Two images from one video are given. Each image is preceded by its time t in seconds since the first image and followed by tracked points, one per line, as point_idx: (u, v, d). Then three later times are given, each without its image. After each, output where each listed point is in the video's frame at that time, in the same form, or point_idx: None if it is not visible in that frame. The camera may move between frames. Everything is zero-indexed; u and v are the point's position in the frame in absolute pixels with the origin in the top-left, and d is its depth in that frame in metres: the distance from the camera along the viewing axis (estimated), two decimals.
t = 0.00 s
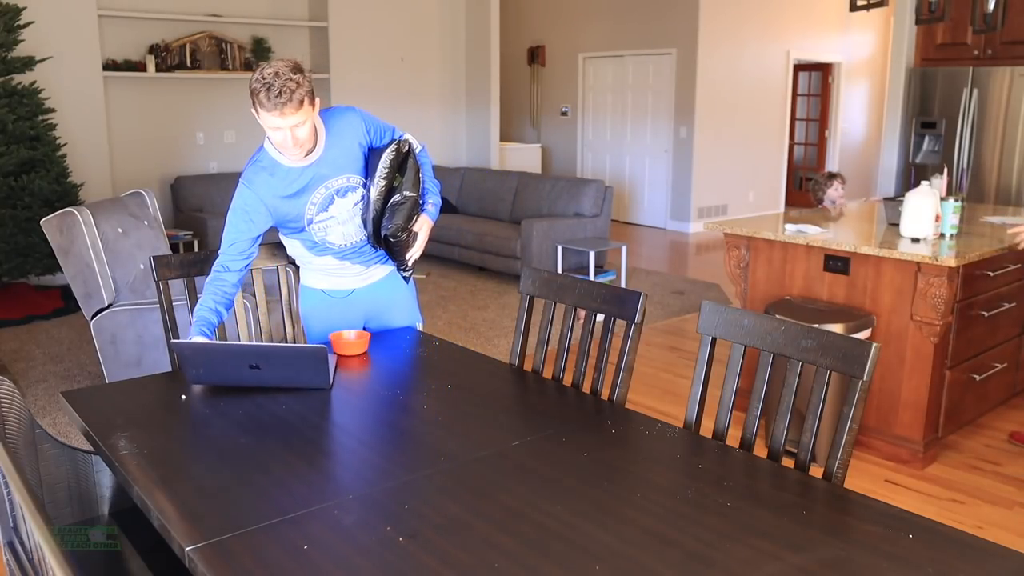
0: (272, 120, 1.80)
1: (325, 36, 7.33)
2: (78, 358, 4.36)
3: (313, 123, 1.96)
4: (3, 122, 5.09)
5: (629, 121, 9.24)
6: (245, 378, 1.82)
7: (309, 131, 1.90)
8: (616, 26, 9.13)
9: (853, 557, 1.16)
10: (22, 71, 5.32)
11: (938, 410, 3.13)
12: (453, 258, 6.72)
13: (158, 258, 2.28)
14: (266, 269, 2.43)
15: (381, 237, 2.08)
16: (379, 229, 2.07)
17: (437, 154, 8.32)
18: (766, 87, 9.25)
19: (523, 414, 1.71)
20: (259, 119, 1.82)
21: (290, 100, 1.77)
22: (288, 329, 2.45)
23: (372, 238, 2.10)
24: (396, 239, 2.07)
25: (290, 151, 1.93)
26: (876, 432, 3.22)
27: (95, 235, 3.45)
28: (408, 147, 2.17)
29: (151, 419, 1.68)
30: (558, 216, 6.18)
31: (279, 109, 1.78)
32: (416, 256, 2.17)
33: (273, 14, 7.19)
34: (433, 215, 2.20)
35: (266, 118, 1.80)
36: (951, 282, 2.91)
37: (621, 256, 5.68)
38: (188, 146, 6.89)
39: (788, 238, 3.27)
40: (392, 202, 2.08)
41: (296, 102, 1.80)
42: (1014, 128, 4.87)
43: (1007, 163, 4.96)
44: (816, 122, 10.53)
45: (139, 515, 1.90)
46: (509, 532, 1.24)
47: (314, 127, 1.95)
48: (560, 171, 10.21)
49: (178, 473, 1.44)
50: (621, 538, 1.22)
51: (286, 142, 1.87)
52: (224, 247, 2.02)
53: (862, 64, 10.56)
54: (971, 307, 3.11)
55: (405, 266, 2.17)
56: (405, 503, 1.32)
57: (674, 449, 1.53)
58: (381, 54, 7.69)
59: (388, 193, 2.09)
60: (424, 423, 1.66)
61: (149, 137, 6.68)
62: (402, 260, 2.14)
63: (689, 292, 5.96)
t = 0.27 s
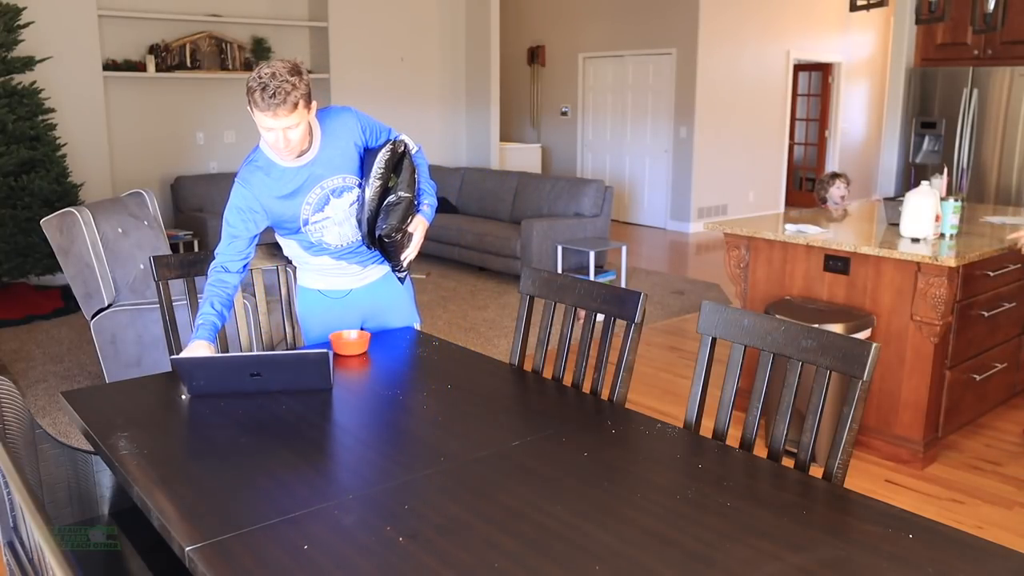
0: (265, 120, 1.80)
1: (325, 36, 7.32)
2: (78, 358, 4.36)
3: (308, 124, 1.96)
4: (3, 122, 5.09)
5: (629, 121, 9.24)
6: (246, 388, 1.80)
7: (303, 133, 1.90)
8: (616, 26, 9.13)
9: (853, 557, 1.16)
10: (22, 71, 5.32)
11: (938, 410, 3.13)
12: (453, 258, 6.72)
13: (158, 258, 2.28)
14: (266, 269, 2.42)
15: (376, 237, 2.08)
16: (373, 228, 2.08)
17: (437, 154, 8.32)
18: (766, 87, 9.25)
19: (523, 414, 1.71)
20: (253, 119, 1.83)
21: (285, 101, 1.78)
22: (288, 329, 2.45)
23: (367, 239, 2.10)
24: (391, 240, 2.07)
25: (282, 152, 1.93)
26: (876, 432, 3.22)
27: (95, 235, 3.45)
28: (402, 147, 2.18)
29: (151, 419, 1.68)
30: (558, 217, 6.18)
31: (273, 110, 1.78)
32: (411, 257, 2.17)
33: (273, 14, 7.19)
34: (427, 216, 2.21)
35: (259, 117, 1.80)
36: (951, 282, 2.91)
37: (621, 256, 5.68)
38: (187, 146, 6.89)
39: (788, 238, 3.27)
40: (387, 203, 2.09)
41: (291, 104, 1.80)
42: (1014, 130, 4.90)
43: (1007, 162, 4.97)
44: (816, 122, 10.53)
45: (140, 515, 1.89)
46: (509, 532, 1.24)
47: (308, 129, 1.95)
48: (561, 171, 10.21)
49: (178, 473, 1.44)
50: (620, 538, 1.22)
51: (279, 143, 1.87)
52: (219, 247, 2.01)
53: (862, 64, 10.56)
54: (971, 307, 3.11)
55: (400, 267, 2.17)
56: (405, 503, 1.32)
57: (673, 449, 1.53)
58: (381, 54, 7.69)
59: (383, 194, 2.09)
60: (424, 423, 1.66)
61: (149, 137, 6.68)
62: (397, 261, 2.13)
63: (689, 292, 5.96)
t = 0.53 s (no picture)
0: (263, 120, 1.80)
1: (325, 36, 7.32)
2: (78, 358, 4.36)
3: (306, 125, 1.96)
4: (3, 122, 5.09)
5: (629, 121, 9.24)
6: (246, 386, 1.80)
7: (301, 135, 1.90)
8: (617, 26, 9.13)
9: (853, 557, 1.16)
10: (22, 71, 5.32)
11: (938, 410, 3.13)
12: (453, 258, 6.72)
13: (158, 258, 2.28)
14: (267, 269, 2.42)
15: (370, 239, 2.09)
16: (368, 230, 2.08)
17: (437, 154, 8.33)
18: (766, 87, 9.25)
19: (523, 414, 1.71)
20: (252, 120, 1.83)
21: (283, 103, 1.78)
22: (288, 329, 2.45)
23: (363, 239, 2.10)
24: (386, 241, 2.08)
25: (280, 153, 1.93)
26: (876, 432, 3.22)
27: (95, 235, 3.45)
28: (400, 148, 2.17)
29: (151, 419, 1.68)
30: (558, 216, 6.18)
31: (271, 111, 1.78)
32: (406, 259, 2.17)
33: (273, 14, 7.19)
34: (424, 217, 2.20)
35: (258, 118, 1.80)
36: (950, 282, 2.91)
37: (621, 256, 5.68)
38: (187, 146, 6.89)
39: (788, 238, 3.27)
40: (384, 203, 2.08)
41: (290, 106, 1.80)
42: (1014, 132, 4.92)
43: (1007, 162, 4.98)
44: (816, 122, 10.53)
45: (140, 515, 1.90)
46: (509, 532, 1.24)
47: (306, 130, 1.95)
48: (561, 171, 10.21)
49: (179, 472, 1.44)
50: (620, 538, 1.22)
51: (276, 144, 1.87)
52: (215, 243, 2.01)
53: (862, 64, 10.56)
54: (971, 307, 3.11)
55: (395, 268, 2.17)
56: (405, 503, 1.32)
57: (673, 449, 1.53)
58: (381, 54, 7.69)
59: (379, 195, 2.09)
60: (424, 423, 1.66)
61: (149, 137, 6.68)
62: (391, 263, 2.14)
63: (689, 292, 5.96)
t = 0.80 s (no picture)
0: (262, 123, 1.80)
1: (325, 36, 7.32)
2: (78, 358, 4.36)
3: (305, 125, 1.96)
4: (3, 122, 5.09)
5: (629, 120, 9.24)
6: (246, 385, 1.80)
7: (299, 138, 1.89)
8: (616, 26, 9.13)
9: (853, 557, 1.16)
10: (22, 71, 5.32)
11: (938, 410, 3.13)
12: (453, 258, 6.72)
13: (158, 258, 2.28)
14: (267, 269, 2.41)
15: (368, 239, 2.08)
16: (365, 230, 2.07)
17: (437, 154, 8.33)
18: (766, 87, 9.25)
19: (523, 414, 1.71)
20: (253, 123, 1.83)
21: (283, 107, 1.78)
22: (288, 328, 2.45)
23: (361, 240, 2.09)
24: (384, 241, 2.07)
25: (277, 154, 1.93)
26: (876, 432, 3.22)
27: (95, 235, 3.45)
28: (399, 148, 2.15)
29: (151, 419, 1.68)
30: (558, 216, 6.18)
31: (271, 115, 1.78)
32: (405, 259, 2.17)
33: (273, 14, 7.20)
34: (423, 218, 2.20)
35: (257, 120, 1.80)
36: (951, 282, 2.91)
37: (621, 256, 5.68)
38: (187, 146, 6.89)
39: (788, 238, 3.27)
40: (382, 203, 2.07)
41: (289, 110, 1.80)
42: (1014, 132, 4.92)
43: (1007, 162, 4.98)
44: (816, 122, 10.52)
45: (140, 515, 1.89)
46: (509, 532, 1.24)
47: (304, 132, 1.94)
48: (561, 171, 10.20)
49: (179, 472, 1.44)
50: (620, 538, 1.22)
51: (274, 146, 1.87)
52: (217, 244, 2.04)
53: (863, 64, 10.56)
54: (971, 308, 3.11)
55: (393, 267, 2.17)
56: (405, 503, 1.32)
57: (674, 449, 1.53)
58: (381, 54, 7.69)
59: (377, 195, 2.07)
60: (425, 423, 1.66)
61: (148, 138, 6.68)
62: (388, 262, 2.14)
63: (689, 292, 5.96)
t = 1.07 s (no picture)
0: (260, 125, 1.80)
1: (325, 35, 7.32)
2: (78, 358, 4.36)
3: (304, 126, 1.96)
4: (3, 122, 5.10)
5: (629, 120, 9.24)
6: (246, 385, 1.80)
7: (298, 139, 1.89)
8: (616, 26, 9.13)
9: (853, 557, 1.16)
10: (22, 71, 5.32)
11: (938, 410, 3.13)
12: (453, 258, 6.72)
13: (158, 258, 2.28)
14: (267, 269, 2.40)
15: (367, 238, 2.08)
16: (365, 229, 2.07)
17: (437, 154, 8.33)
18: (766, 87, 9.25)
19: (523, 414, 1.71)
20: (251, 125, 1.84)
21: (280, 109, 1.78)
22: (288, 328, 2.44)
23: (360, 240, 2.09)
24: (383, 241, 2.07)
25: (276, 155, 1.93)
26: (876, 432, 3.22)
27: (95, 235, 3.45)
28: (399, 148, 2.15)
29: (151, 419, 1.68)
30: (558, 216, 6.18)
31: (268, 117, 1.78)
32: (405, 259, 2.17)
33: (273, 14, 7.20)
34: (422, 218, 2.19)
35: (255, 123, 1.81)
36: (951, 282, 2.91)
37: (621, 256, 5.68)
38: (187, 146, 6.89)
39: (788, 238, 3.27)
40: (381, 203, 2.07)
41: (287, 112, 1.80)
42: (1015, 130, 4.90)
43: (1007, 162, 4.99)
44: (816, 122, 10.52)
45: (140, 515, 1.89)
46: (509, 532, 1.24)
47: (303, 132, 1.94)
48: (561, 171, 10.20)
49: (179, 473, 1.44)
50: (621, 538, 1.22)
51: (272, 148, 1.88)
52: (217, 245, 2.04)
53: (863, 64, 10.56)
54: (971, 308, 3.11)
55: (393, 268, 2.17)
56: (405, 503, 1.32)
57: (673, 449, 1.53)
58: (381, 54, 7.69)
59: (376, 195, 2.07)
60: (424, 423, 1.66)
61: (148, 138, 6.67)
62: (388, 262, 2.14)
63: (689, 292, 5.96)
